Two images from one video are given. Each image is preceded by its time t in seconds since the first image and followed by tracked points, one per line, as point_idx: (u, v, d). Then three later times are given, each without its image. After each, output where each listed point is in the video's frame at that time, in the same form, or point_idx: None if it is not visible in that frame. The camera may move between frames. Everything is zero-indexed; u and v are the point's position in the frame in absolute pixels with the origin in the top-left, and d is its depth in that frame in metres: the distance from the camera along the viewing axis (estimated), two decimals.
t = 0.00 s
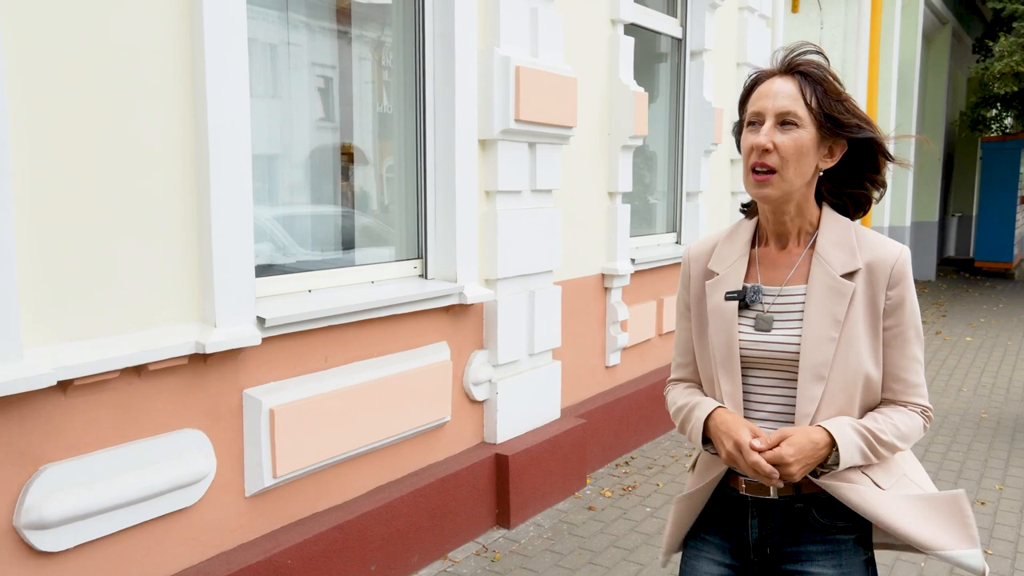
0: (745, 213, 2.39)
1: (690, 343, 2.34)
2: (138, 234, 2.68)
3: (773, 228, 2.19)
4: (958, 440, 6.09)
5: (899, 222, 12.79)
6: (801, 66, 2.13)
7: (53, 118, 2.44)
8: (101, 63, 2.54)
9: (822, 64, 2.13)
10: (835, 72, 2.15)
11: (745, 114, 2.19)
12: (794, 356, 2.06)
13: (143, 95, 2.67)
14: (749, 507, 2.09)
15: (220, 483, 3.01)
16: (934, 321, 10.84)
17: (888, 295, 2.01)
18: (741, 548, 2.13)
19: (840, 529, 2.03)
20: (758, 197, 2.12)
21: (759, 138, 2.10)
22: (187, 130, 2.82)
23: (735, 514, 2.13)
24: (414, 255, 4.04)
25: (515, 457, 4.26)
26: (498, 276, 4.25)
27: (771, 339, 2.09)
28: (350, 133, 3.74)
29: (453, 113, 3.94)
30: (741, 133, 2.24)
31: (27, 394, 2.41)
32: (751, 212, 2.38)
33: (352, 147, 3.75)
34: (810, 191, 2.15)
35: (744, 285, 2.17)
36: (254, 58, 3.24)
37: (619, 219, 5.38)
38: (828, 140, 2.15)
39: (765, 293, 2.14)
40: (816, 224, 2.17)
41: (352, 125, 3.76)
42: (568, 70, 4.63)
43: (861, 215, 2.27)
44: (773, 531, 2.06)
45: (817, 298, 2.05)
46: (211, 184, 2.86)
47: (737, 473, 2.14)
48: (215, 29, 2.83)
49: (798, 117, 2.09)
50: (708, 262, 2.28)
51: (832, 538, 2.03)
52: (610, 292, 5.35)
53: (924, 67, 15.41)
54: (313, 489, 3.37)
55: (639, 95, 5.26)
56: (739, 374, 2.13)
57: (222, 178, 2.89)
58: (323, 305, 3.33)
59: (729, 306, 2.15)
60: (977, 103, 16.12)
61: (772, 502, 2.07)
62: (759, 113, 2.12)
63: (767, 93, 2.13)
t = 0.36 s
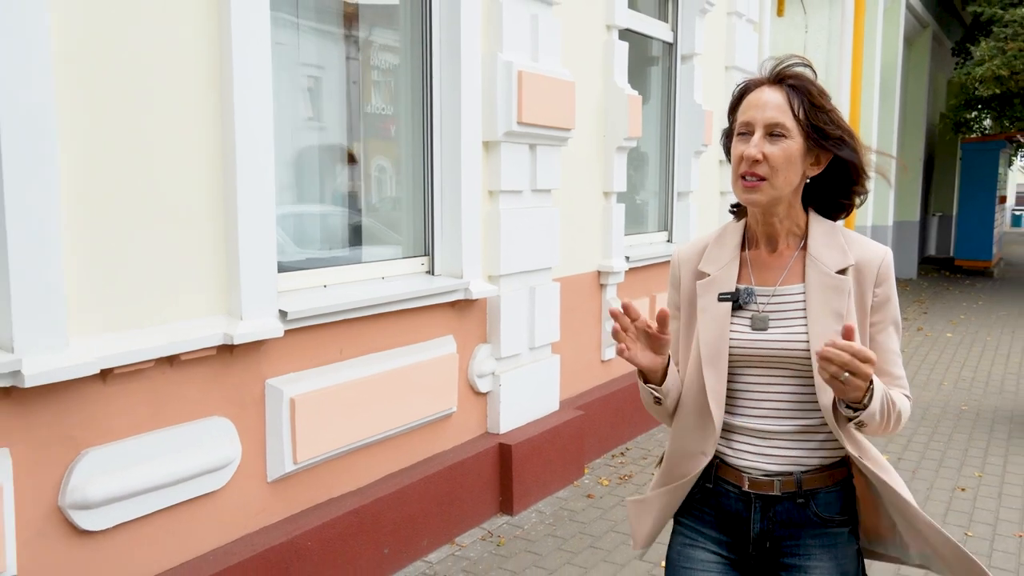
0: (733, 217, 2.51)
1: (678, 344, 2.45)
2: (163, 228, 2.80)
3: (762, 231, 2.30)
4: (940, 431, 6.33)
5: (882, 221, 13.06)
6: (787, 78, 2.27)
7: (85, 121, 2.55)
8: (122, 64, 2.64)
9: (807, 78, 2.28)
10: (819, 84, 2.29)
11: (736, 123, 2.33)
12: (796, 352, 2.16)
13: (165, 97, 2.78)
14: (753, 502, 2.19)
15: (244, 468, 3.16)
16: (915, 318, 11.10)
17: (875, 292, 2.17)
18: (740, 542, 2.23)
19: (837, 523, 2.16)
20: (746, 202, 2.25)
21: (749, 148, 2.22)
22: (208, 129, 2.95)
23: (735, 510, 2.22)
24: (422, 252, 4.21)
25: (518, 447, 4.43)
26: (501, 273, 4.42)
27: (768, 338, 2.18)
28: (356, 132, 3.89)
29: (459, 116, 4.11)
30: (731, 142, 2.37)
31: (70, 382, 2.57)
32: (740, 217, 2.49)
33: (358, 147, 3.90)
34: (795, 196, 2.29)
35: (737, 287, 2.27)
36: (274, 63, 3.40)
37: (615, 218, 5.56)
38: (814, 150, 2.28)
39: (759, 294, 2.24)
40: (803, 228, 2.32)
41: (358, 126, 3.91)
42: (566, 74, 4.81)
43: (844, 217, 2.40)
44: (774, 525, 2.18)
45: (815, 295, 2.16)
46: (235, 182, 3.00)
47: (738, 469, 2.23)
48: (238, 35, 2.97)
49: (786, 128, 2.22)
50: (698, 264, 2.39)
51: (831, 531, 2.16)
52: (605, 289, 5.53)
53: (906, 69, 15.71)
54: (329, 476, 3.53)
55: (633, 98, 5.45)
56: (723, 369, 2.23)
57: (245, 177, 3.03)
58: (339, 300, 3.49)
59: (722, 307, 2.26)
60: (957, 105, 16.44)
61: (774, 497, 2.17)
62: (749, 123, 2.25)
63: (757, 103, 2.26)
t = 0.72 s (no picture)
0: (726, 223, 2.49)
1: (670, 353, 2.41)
2: (164, 228, 2.79)
3: (753, 238, 2.27)
4: (935, 428, 6.46)
5: (876, 221, 13.19)
6: (779, 84, 2.23)
7: (113, 128, 2.62)
8: (125, 62, 2.64)
9: (801, 83, 2.23)
10: (813, 90, 2.25)
11: (727, 130, 2.29)
12: (789, 361, 2.13)
13: (189, 104, 2.86)
14: (750, 516, 2.15)
15: (265, 464, 3.25)
16: (909, 318, 11.23)
17: (869, 298, 2.14)
18: (736, 553, 2.18)
19: (836, 538, 2.12)
20: (737, 212, 2.22)
21: (740, 156, 2.19)
22: (231, 134, 3.03)
23: (732, 522, 2.17)
24: (432, 253, 4.31)
25: (526, 443, 4.53)
26: (509, 274, 4.51)
27: (761, 347, 2.16)
28: (367, 135, 3.97)
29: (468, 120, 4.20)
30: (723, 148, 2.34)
31: (102, 381, 2.65)
32: (732, 223, 2.47)
33: (371, 150, 3.99)
34: (786, 203, 2.26)
35: (728, 296, 2.25)
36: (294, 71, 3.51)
37: (617, 219, 5.65)
38: (806, 157, 2.24)
39: (750, 303, 2.21)
40: (794, 234, 2.29)
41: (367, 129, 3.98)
42: (571, 78, 4.91)
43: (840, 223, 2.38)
44: (772, 540, 2.13)
45: (809, 304, 2.14)
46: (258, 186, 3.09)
47: (735, 481, 2.18)
48: (262, 42, 3.06)
49: (778, 135, 2.18)
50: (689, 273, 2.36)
51: (829, 548, 2.11)
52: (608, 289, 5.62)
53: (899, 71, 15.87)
54: (346, 471, 3.63)
55: (635, 102, 5.55)
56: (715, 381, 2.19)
57: (269, 180, 3.12)
58: (356, 300, 3.58)
59: (714, 316, 2.23)
60: (949, 107, 16.61)
61: (772, 512, 2.13)
62: (740, 129, 2.22)
63: (748, 109, 2.22)
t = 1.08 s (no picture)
0: (704, 220, 2.42)
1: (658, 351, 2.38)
2: (184, 221, 2.87)
3: (733, 230, 2.20)
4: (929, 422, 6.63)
5: (870, 221, 13.37)
6: (756, 70, 2.17)
7: (146, 132, 2.73)
8: (156, 59, 2.75)
9: (777, 70, 2.17)
10: (788, 78, 2.19)
11: (704, 119, 2.23)
12: (773, 358, 2.07)
13: (217, 109, 2.97)
14: (736, 512, 2.13)
15: (288, 456, 3.37)
16: (903, 316, 11.41)
17: (852, 290, 2.07)
18: (725, 550, 2.18)
19: (824, 536, 2.07)
20: (715, 198, 2.14)
21: (717, 141, 2.12)
22: (257, 137, 3.14)
23: (719, 518, 2.17)
24: (443, 251, 4.45)
25: (534, 437, 4.65)
26: (518, 272, 4.64)
27: (742, 346, 2.10)
28: (378, 137, 4.08)
29: (479, 122, 4.33)
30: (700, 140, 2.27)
31: (134, 375, 2.77)
32: (710, 219, 2.39)
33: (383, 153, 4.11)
34: (767, 192, 2.19)
35: (708, 295, 2.20)
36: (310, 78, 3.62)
37: (620, 219, 5.78)
38: (784, 144, 2.17)
39: (731, 301, 2.15)
40: (775, 225, 2.21)
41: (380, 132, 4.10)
42: (577, 81, 5.04)
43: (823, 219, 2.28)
44: (758, 537, 2.11)
45: (790, 298, 2.07)
46: (284, 186, 3.21)
47: (723, 477, 2.16)
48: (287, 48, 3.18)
49: (756, 120, 2.12)
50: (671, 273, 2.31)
51: (816, 546, 2.08)
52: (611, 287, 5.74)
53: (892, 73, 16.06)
54: (363, 463, 3.75)
55: (637, 104, 5.68)
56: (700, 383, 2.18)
57: (294, 181, 3.24)
58: (373, 297, 3.71)
59: (695, 316, 2.19)
60: (941, 108, 16.80)
61: (759, 508, 2.11)
62: (717, 116, 2.16)
63: (724, 96, 2.16)
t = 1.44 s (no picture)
0: (699, 213, 2.44)
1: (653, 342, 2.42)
2: (209, 215, 3.00)
3: (726, 227, 2.22)
4: (921, 416, 6.79)
5: (863, 220, 13.55)
6: (752, 70, 2.16)
7: (175, 127, 2.87)
8: (185, 59, 2.89)
9: (773, 70, 2.17)
10: (784, 78, 2.19)
11: (700, 117, 2.23)
12: (757, 350, 2.11)
13: (238, 112, 3.10)
14: (718, 497, 2.16)
15: (304, 444, 3.50)
16: (896, 314, 11.58)
17: (839, 288, 2.09)
18: (711, 538, 2.20)
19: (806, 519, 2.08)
20: (711, 197, 2.16)
21: (714, 141, 2.13)
22: (276, 139, 3.28)
23: (703, 504, 2.20)
24: (450, 248, 4.60)
25: (538, 429, 4.80)
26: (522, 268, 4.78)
27: (728, 338, 2.14)
28: (385, 138, 4.22)
29: (486, 123, 4.47)
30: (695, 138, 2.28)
31: (161, 366, 2.90)
32: (704, 213, 2.42)
33: (389, 154, 4.24)
34: (761, 190, 2.21)
35: (698, 288, 2.23)
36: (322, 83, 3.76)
37: (620, 217, 5.93)
38: (777, 144, 2.19)
39: (719, 294, 2.19)
40: (767, 222, 2.22)
41: (389, 133, 4.24)
42: (579, 83, 5.18)
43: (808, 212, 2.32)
44: (740, 521, 2.14)
45: (776, 294, 2.10)
46: (302, 186, 3.34)
47: (705, 464, 2.20)
48: (306, 53, 3.31)
49: (752, 121, 2.13)
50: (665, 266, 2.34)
51: (799, 530, 2.09)
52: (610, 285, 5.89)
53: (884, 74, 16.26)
54: (375, 452, 3.88)
55: (636, 105, 5.82)
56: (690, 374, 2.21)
57: (312, 179, 3.38)
58: (385, 292, 3.84)
59: (684, 309, 2.21)
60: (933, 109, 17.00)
61: (739, 493, 2.13)
62: (714, 116, 2.16)
63: (721, 96, 2.16)
